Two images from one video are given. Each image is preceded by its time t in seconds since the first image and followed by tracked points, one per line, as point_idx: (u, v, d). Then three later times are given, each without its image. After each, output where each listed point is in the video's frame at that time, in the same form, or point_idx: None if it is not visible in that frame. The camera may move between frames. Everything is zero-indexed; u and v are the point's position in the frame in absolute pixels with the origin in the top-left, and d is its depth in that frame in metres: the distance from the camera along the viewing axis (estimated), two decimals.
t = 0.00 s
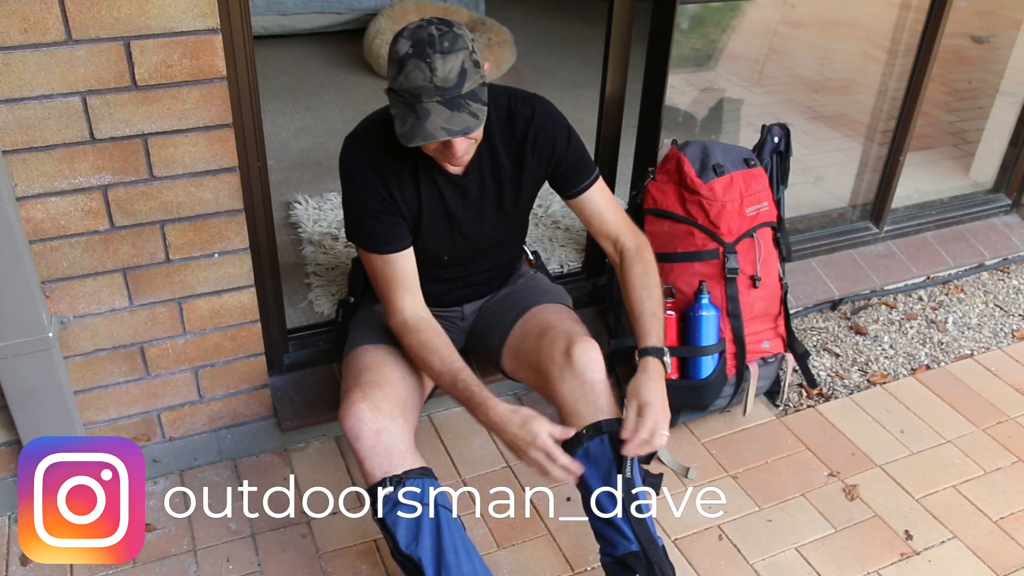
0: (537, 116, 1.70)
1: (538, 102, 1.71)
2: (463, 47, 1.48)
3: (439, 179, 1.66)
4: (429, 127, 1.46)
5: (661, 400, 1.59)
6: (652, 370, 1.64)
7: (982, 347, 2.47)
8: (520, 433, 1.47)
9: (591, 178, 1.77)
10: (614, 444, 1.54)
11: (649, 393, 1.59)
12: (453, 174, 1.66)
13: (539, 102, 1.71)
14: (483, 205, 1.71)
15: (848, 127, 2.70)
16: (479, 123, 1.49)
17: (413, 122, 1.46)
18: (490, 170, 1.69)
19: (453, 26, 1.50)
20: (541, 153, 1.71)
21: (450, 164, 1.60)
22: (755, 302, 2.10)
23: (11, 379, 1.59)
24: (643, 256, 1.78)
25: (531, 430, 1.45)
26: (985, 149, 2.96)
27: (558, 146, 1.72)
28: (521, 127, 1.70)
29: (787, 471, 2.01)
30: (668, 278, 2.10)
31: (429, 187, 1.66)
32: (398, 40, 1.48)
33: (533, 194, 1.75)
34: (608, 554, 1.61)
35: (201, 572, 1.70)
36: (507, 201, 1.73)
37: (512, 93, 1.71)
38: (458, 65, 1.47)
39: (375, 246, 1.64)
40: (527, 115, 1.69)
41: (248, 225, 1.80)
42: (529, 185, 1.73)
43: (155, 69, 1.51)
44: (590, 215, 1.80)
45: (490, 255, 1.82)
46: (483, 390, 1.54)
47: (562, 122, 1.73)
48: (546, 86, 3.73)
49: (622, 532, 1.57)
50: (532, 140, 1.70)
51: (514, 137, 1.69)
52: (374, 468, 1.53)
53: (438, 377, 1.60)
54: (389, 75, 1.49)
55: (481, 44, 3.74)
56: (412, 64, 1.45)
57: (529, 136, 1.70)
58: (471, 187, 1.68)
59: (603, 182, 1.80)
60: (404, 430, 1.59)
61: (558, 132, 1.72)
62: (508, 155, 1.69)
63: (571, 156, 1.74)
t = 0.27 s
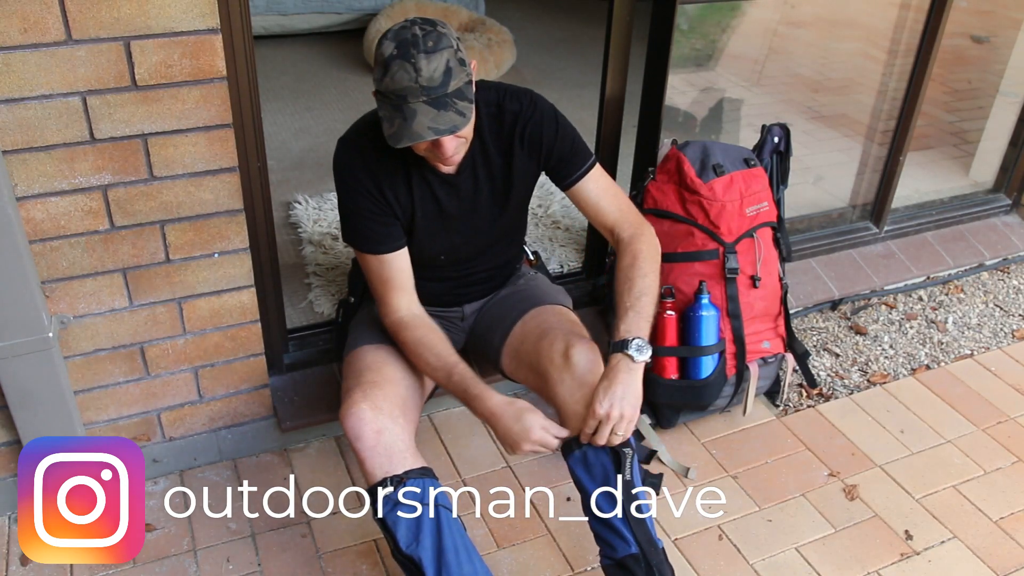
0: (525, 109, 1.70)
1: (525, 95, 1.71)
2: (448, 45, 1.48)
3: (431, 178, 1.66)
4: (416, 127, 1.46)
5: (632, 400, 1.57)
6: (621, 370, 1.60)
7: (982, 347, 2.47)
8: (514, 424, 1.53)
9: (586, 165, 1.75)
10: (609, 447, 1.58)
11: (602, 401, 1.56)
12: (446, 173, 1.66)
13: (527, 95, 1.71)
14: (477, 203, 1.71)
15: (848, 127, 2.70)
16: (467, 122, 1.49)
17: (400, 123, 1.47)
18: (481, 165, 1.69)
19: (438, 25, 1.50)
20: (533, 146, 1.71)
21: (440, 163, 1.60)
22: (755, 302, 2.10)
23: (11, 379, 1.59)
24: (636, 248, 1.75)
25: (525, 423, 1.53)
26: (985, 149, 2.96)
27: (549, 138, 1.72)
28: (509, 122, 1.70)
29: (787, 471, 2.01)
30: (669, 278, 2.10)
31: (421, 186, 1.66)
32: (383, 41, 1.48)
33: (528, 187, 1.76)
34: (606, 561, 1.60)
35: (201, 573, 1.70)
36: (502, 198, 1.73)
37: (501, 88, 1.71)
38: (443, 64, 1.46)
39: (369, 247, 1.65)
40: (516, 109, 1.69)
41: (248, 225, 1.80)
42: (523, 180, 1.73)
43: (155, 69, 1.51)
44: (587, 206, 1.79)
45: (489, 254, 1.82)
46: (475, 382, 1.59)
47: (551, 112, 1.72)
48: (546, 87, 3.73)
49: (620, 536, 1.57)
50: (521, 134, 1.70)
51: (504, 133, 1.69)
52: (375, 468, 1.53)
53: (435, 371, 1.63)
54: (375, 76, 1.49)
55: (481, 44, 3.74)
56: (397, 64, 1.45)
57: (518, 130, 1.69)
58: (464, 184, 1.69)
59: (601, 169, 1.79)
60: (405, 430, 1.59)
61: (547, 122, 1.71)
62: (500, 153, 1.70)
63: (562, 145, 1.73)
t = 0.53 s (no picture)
0: (521, 109, 1.70)
1: (520, 95, 1.71)
2: (441, 48, 1.47)
3: (427, 178, 1.66)
4: (406, 130, 1.46)
5: (616, 410, 1.56)
6: (604, 378, 1.58)
7: (982, 347, 2.47)
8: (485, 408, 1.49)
9: (581, 166, 1.75)
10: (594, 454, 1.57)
11: (585, 411, 1.54)
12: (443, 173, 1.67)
13: (523, 95, 1.71)
14: (473, 203, 1.72)
15: (848, 127, 2.70)
16: (457, 125, 1.49)
17: (391, 125, 1.47)
18: (477, 164, 1.69)
19: (432, 26, 1.50)
20: (528, 147, 1.71)
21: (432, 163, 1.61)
22: (755, 302, 2.10)
23: (11, 379, 1.59)
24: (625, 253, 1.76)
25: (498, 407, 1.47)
26: (985, 149, 2.96)
27: (544, 139, 1.72)
28: (505, 122, 1.70)
29: (787, 471, 2.01)
30: (668, 278, 2.10)
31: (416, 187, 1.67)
32: (377, 42, 1.48)
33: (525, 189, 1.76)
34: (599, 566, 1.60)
35: (201, 572, 1.70)
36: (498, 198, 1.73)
37: (498, 88, 1.71)
38: (435, 67, 1.46)
39: (363, 246, 1.65)
40: (511, 110, 1.70)
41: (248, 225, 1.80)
42: (518, 181, 1.73)
43: (155, 69, 1.51)
44: (582, 208, 1.79)
45: (486, 254, 1.82)
46: (456, 377, 1.57)
47: (546, 112, 1.72)
48: (546, 87, 3.73)
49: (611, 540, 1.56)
50: (516, 134, 1.70)
51: (500, 133, 1.69)
52: (375, 468, 1.53)
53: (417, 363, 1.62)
54: (368, 77, 1.49)
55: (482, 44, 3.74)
56: (389, 66, 1.45)
57: (513, 130, 1.69)
58: (459, 184, 1.69)
59: (597, 170, 1.78)
60: (405, 430, 1.59)
61: (542, 122, 1.71)
62: (495, 153, 1.70)
63: (557, 146, 1.73)
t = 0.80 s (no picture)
0: (521, 112, 1.70)
1: (522, 98, 1.71)
2: (440, 49, 1.47)
3: (424, 178, 1.66)
4: (401, 129, 1.47)
5: (599, 405, 1.56)
6: (594, 374, 1.58)
7: (982, 347, 2.47)
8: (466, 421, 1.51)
9: (580, 173, 1.75)
10: (592, 450, 1.57)
11: (569, 399, 1.55)
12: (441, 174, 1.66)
13: (523, 98, 1.71)
14: (471, 204, 1.72)
15: (848, 127, 2.70)
16: (453, 126, 1.49)
17: (387, 124, 1.47)
18: (475, 166, 1.69)
19: (433, 27, 1.50)
20: (528, 149, 1.71)
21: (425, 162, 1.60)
22: (755, 303, 2.10)
23: (11, 378, 1.59)
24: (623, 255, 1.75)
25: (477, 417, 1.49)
26: (985, 149, 2.96)
27: (543, 142, 1.71)
28: (505, 124, 1.70)
29: (787, 471, 2.01)
30: (668, 278, 2.10)
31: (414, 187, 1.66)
32: (376, 41, 1.48)
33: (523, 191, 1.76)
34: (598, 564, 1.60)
35: (201, 572, 1.70)
36: (496, 199, 1.73)
37: (499, 90, 1.72)
38: (432, 67, 1.46)
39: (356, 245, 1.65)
40: (511, 112, 1.70)
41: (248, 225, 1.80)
42: (516, 182, 1.73)
43: (155, 69, 1.51)
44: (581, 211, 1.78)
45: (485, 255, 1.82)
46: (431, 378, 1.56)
47: (547, 116, 1.72)
48: (546, 87, 3.73)
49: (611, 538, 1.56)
50: (516, 137, 1.70)
51: (499, 134, 1.69)
52: (376, 468, 1.53)
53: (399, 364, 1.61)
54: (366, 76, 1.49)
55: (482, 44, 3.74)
56: (387, 65, 1.45)
57: (513, 132, 1.69)
58: (458, 185, 1.69)
59: (596, 177, 1.78)
60: (405, 430, 1.59)
61: (543, 126, 1.71)
62: (494, 155, 1.70)
63: (556, 150, 1.72)
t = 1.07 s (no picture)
0: (521, 113, 1.70)
1: (522, 99, 1.71)
2: (436, 33, 1.47)
3: (421, 177, 1.66)
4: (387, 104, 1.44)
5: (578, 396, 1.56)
6: (572, 367, 1.58)
7: (982, 347, 2.47)
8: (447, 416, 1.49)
9: (577, 176, 1.75)
10: (591, 450, 1.56)
11: (551, 385, 1.55)
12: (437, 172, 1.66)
13: (523, 100, 1.71)
14: (469, 204, 1.72)
15: (848, 127, 2.70)
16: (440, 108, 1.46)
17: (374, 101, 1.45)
18: (474, 166, 1.69)
19: (433, 16, 1.50)
20: (526, 151, 1.71)
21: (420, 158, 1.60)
22: (755, 302, 2.10)
23: (11, 378, 1.59)
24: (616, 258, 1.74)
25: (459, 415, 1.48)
26: (985, 149, 2.96)
27: (542, 144, 1.71)
28: (505, 124, 1.70)
29: (787, 471, 2.01)
30: (668, 278, 2.10)
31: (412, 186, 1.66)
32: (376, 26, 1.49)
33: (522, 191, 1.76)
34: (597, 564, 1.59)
35: (201, 572, 1.70)
36: (493, 199, 1.73)
37: (500, 90, 1.72)
38: (425, 48, 1.45)
39: (354, 244, 1.66)
40: (511, 113, 1.70)
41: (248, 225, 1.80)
42: (515, 183, 1.73)
43: (155, 69, 1.51)
44: (576, 214, 1.78)
45: (484, 255, 1.82)
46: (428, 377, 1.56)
47: (547, 118, 1.72)
48: (545, 87, 3.72)
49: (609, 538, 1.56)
50: (515, 138, 1.70)
51: (499, 134, 1.69)
52: (377, 467, 1.53)
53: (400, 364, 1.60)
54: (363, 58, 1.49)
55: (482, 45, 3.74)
56: (381, 44, 1.45)
57: (512, 133, 1.70)
58: (456, 185, 1.69)
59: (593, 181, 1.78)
60: (405, 429, 1.59)
61: (542, 128, 1.71)
62: (493, 155, 1.70)
63: (554, 152, 1.72)
